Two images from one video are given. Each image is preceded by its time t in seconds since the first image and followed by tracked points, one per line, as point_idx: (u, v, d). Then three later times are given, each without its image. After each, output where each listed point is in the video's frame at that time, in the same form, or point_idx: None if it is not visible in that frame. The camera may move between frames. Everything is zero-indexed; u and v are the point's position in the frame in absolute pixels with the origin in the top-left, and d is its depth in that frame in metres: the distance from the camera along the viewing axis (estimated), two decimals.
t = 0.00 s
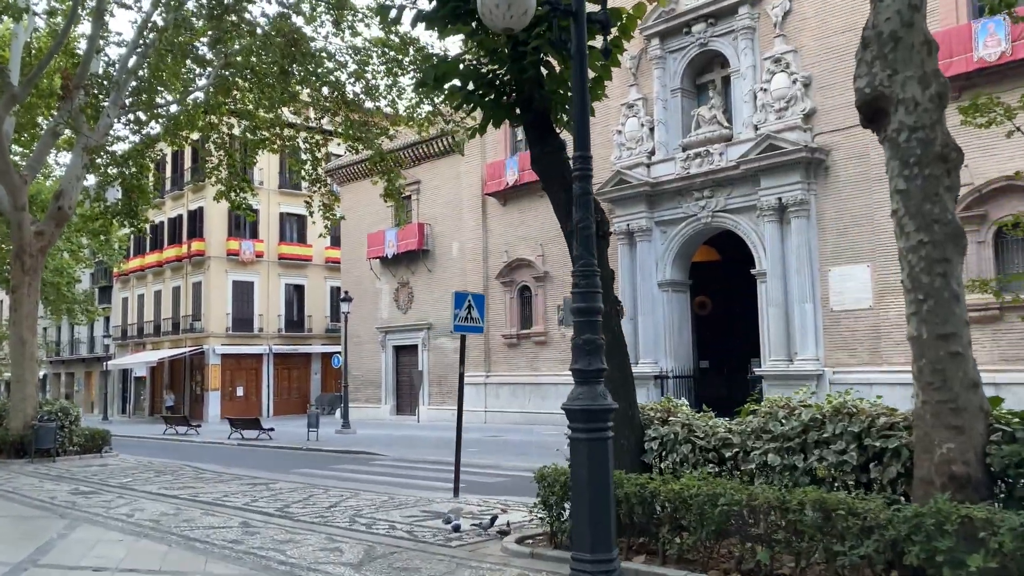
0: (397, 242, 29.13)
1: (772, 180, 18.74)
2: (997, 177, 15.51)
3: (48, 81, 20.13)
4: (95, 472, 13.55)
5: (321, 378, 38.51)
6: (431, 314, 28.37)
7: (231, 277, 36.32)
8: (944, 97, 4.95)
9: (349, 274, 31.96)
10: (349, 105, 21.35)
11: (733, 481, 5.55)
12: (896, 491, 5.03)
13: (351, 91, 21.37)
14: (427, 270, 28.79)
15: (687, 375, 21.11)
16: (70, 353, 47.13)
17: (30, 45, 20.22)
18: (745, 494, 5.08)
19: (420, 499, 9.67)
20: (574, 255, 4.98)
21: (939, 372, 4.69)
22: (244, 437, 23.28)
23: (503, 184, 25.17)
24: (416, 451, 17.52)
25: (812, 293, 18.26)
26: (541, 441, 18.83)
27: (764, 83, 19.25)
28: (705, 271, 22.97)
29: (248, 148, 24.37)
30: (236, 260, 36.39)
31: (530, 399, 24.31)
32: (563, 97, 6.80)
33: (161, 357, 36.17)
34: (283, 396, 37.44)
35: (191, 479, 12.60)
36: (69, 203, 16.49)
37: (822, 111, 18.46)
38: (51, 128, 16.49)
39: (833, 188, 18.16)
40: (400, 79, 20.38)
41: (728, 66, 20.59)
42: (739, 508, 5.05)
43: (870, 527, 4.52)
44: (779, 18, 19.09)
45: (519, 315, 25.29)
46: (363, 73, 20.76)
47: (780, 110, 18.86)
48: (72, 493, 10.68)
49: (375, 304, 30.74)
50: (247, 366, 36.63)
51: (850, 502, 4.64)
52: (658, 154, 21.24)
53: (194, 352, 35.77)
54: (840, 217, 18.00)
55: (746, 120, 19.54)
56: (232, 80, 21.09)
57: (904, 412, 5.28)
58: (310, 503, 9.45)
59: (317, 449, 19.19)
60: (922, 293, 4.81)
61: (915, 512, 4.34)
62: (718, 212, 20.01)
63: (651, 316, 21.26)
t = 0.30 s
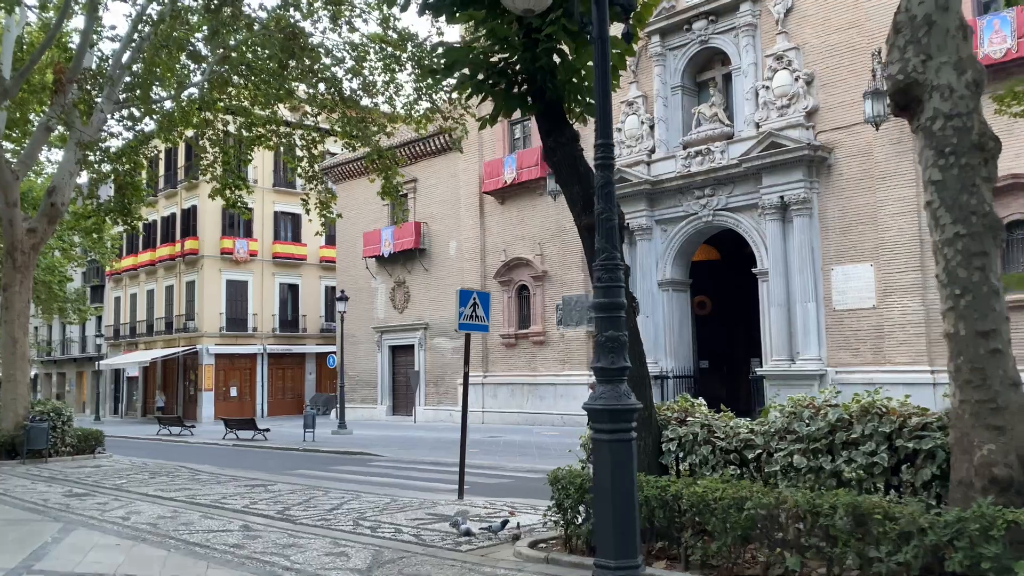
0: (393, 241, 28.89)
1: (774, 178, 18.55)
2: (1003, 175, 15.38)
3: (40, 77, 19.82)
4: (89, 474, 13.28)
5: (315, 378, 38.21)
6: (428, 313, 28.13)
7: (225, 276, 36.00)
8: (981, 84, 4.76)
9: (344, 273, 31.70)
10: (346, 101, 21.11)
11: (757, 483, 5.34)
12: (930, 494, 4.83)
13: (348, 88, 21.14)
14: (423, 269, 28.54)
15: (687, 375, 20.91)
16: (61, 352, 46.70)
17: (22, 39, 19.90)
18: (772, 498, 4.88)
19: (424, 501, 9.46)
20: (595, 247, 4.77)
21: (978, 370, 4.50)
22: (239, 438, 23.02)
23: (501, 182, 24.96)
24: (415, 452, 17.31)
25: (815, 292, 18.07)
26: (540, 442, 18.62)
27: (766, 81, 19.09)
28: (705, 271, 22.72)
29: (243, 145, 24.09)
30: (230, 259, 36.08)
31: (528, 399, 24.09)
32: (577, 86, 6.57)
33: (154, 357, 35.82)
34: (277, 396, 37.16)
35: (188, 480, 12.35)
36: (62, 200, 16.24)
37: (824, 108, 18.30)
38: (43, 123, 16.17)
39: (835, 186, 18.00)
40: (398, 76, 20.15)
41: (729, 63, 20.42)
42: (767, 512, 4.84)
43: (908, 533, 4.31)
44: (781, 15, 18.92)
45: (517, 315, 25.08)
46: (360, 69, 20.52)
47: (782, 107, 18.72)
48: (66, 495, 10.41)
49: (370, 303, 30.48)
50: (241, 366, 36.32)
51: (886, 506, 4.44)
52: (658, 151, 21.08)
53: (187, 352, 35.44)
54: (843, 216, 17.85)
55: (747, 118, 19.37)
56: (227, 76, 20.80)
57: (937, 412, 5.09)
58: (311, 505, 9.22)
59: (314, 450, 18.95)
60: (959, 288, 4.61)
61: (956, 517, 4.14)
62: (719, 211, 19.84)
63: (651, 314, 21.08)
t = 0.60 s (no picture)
0: (390, 246, 28.66)
1: (778, 183, 18.44)
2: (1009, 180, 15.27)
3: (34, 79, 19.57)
4: (83, 482, 12.98)
5: (311, 384, 37.89)
6: (425, 319, 27.89)
7: (220, 281, 35.69)
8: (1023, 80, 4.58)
9: (341, 279, 31.44)
10: (344, 105, 20.91)
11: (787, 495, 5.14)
12: (972, 508, 4.62)
13: (346, 91, 20.94)
14: (421, 275, 28.31)
15: (689, 382, 20.72)
16: (53, 358, 46.24)
17: (16, 41, 19.65)
18: (807, 511, 4.68)
19: (429, 511, 9.22)
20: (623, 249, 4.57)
21: None
22: (235, 445, 22.72)
23: (499, 187, 24.76)
24: (415, 459, 17.07)
25: (819, 298, 17.90)
26: (541, 450, 18.40)
27: (769, 84, 18.95)
28: (705, 276, 22.76)
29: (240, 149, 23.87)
30: (224, 264, 35.79)
31: (528, 405, 23.85)
32: (594, 83, 6.35)
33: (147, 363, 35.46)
34: (272, 402, 36.83)
35: (185, 489, 12.08)
36: (56, 203, 16.00)
37: (828, 113, 18.16)
38: (37, 126, 15.93)
39: (839, 191, 17.86)
40: (397, 79, 19.97)
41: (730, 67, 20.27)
42: (801, 526, 4.63)
43: (955, 548, 4.09)
44: (783, 19, 18.80)
45: (516, 320, 24.86)
46: (359, 72, 20.34)
47: (784, 111, 18.58)
48: (61, 505, 10.14)
49: (367, 309, 30.22)
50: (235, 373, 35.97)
51: (930, 519, 4.23)
52: (659, 156, 20.85)
53: (181, 357, 35.09)
54: (847, 221, 17.70)
55: (750, 122, 19.22)
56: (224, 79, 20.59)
57: (976, 422, 4.89)
58: (314, 516, 8.96)
59: (312, 457, 18.70)
60: (1003, 291, 4.42)
61: (1008, 532, 3.92)
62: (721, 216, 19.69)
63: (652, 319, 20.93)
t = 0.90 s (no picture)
0: (389, 245, 28.44)
1: (783, 182, 18.30)
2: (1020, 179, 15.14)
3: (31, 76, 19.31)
4: (82, 485, 12.73)
5: (308, 386, 37.64)
6: (425, 319, 27.67)
7: (217, 281, 35.43)
8: None
9: (339, 279, 31.22)
10: (344, 102, 20.70)
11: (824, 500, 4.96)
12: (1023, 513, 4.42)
13: (347, 89, 20.75)
14: (420, 275, 28.10)
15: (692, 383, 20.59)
16: (48, 359, 45.91)
17: (12, 37, 19.38)
18: (849, 517, 4.49)
19: (439, 514, 9.00)
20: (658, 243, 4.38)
21: None
22: (234, 446, 22.48)
23: (500, 186, 24.56)
24: (417, 461, 16.86)
25: (825, 298, 17.75)
26: (545, 452, 18.20)
27: (774, 83, 18.80)
28: (707, 277, 22.91)
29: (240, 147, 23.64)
30: (221, 264, 35.53)
31: (529, 407, 23.66)
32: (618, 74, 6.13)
33: (143, 363, 35.16)
34: (269, 403, 36.57)
35: (186, 492, 11.85)
36: (54, 200, 15.74)
37: (834, 112, 18.01)
38: (35, 122, 15.69)
39: (846, 191, 17.72)
40: (399, 76, 19.78)
41: (735, 66, 20.12)
42: (843, 533, 4.45)
43: (1012, 557, 3.88)
44: (789, 17, 18.66)
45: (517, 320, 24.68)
46: (360, 70, 20.12)
47: (790, 110, 18.44)
48: (60, 508, 9.89)
49: (366, 309, 30.00)
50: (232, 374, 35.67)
51: (985, 526, 4.02)
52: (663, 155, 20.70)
53: (177, 358, 34.81)
54: (853, 221, 17.56)
55: (755, 121, 19.06)
56: (223, 76, 20.37)
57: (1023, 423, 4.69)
58: (322, 520, 8.75)
59: (312, 459, 18.47)
60: None
61: None
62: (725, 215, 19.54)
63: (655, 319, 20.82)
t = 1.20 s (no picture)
0: (390, 245, 28.24)
1: (790, 181, 18.13)
2: None
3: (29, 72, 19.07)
4: (82, 488, 12.49)
5: (306, 387, 37.40)
6: (426, 320, 27.47)
7: (215, 281, 35.18)
8: None
9: (339, 279, 31.01)
10: (345, 100, 20.49)
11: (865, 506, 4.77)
12: None
13: (348, 86, 20.56)
14: (421, 275, 27.90)
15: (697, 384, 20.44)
16: (44, 359, 45.59)
17: (10, 34, 19.14)
18: (897, 525, 4.30)
19: (450, 519, 8.80)
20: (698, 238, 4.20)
21: None
22: (234, 448, 22.25)
23: (502, 186, 24.37)
24: (421, 463, 16.68)
25: (833, 299, 17.61)
26: (549, 454, 18.01)
27: (781, 82, 18.64)
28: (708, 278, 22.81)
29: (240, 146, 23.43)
30: (220, 264, 35.29)
31: (532, 408, 23.48)
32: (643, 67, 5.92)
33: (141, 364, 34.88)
34: (267, 404, 36.33)
35: (189, 495, 11.64)
36: (53, 198, 15.51)
37: (842, 110, 17.86)
38: (34, 118, 15.47)
39: (854, 190, 17.57)
40: (402, 74, 19.61)
41: (741, 64, 19.97)
42: (890, 541, 4.26)
43: None
44: (796, 15, 18.51)
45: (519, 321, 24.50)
46: (362, 67, 19.90)
47: (797, 109, 18.28)
48: (61, 512, 9.66)
49: (366, 309, 29.78)
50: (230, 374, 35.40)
51: None
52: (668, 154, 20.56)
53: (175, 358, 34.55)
54: (861, 220, 17.42)
55: (761, 119, 18.91)
56: (224, 74, 20.18)
57: None
58: (332, 524, 8.54)
59: (314, 461, 18.26)
60: None
61: None
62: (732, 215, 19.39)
63: (660, 319, 20.66)
